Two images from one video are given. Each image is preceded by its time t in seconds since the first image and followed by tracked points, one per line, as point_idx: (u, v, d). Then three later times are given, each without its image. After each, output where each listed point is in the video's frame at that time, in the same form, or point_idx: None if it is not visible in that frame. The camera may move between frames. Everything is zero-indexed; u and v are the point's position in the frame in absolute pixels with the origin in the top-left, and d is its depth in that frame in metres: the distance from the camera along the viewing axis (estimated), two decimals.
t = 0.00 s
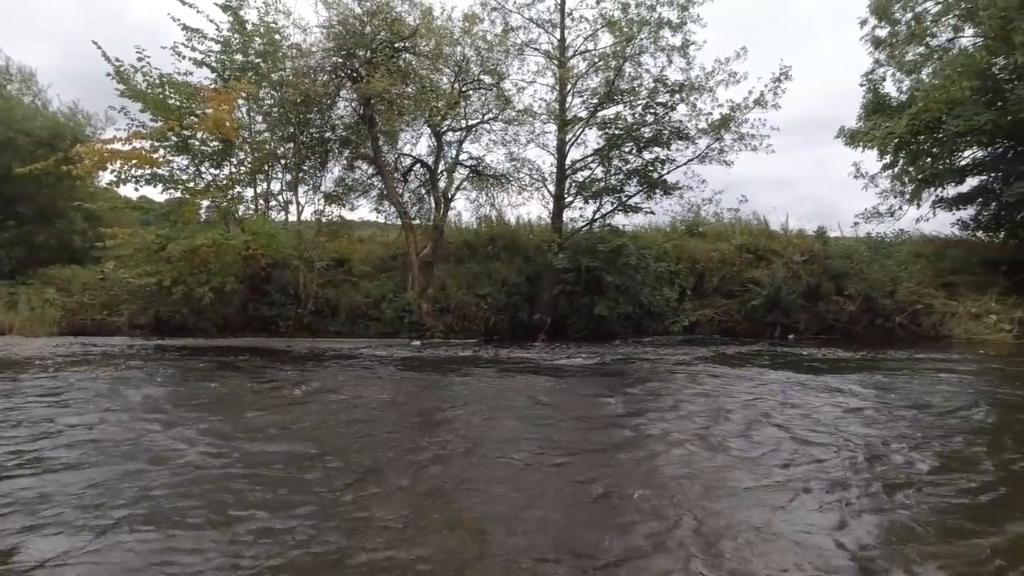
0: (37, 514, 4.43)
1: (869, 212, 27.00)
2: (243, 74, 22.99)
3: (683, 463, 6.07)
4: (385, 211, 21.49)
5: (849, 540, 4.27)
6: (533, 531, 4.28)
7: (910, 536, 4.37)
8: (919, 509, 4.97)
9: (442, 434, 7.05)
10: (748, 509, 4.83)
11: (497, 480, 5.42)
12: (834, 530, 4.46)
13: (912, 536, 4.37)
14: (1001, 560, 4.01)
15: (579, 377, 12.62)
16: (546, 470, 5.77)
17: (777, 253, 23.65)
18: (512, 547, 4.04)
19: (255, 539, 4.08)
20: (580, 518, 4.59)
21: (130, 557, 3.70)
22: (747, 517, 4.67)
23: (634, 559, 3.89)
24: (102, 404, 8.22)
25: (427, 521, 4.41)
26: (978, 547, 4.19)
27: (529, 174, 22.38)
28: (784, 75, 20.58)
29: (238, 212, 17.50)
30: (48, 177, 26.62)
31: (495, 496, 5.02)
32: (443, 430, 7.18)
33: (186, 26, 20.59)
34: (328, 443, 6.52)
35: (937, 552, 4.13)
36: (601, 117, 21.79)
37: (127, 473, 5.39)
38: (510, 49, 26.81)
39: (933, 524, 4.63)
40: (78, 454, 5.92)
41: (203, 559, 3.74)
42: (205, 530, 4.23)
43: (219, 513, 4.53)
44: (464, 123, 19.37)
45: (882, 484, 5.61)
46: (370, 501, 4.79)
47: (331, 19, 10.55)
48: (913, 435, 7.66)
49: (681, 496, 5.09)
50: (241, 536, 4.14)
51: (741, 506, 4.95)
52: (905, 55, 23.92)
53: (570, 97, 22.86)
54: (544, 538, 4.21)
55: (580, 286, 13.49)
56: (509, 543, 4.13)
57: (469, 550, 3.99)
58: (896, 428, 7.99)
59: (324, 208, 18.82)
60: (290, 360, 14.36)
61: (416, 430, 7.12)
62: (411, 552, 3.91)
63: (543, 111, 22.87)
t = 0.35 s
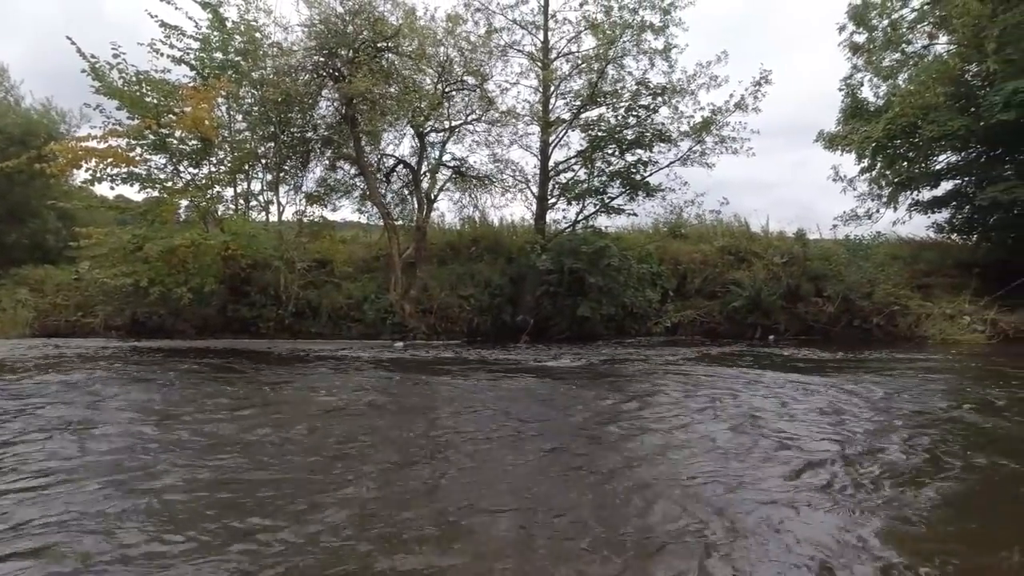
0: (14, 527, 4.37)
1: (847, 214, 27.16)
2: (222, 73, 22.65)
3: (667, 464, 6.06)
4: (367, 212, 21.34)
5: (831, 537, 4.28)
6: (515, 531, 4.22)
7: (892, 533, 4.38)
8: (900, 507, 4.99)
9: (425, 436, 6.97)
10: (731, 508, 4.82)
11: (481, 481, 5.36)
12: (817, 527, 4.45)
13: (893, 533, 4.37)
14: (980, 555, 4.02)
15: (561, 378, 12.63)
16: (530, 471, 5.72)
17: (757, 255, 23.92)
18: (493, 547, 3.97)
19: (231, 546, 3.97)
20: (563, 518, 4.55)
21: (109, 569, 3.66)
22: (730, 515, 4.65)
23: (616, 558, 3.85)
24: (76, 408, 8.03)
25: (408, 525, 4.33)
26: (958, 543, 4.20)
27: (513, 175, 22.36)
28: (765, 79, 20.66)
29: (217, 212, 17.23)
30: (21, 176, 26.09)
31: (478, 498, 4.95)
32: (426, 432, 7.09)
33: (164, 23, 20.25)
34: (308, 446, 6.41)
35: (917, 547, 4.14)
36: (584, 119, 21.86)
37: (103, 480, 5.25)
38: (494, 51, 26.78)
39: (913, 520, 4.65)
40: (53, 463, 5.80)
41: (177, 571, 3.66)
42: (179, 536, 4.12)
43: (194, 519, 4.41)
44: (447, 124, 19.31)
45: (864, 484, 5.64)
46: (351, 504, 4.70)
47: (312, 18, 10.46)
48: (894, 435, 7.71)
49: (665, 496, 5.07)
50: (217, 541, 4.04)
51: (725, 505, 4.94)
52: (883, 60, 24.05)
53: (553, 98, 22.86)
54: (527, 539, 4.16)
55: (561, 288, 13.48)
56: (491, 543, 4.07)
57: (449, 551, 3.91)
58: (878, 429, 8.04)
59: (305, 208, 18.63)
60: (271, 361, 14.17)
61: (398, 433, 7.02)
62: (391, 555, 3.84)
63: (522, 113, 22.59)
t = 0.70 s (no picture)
0: None
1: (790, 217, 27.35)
2: (161, 58, 21.47)
3: (622, 457, 6.11)
4: (316, 207, 20.66)
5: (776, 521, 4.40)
6: (468, 523, 4.16)
7: (833, 515, 4.53)
8: (840, 491, 5.19)
9: (379, 434, 6.80)
10: (682, 498, 4.91)
11: (435, 477, 5.26)
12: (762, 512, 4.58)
13: (833, 514, 4.53)
14: (931, 536, 4.14)
15: (517, 375, 12.54)
16: (485, 467, 5.66)
17: (706, 255, 24.50)
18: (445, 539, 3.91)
19: (170, 552, 3.78)
20: (519, 509, 4.51)
21: None
22: (680, 502, 4.73)
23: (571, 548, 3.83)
24: None
25: (360, 520, 4.22)
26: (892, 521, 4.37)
27: (467, 172, 22.08)
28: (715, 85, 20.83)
29: (154, 205, 16.29)
30: None
31: (432, 496, 4.86)
32: (379, 430, 6.93)
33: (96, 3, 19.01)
34: (256, 447, 6.17)
35: (869, 531, 4.24)
36: (539, 117, 21.82)
37: (32, 492, 4.83)
38: (449, 46, 26.43)
39: (853, 503, 4.83)
40: None
41: None
42: (115, 541, 3.91)
43: (133, 528, 4.09)
44: (400, 119, 18.86)
45: (807, 470, 5.82)
46: (301, 505, 4.55)
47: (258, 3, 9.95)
48: (837, 428, 7.98)
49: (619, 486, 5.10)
50: (157, 545, 3.85)
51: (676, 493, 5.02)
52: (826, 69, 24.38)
53: (508, 96, 22.70)
54: (481, 529, 4.11)
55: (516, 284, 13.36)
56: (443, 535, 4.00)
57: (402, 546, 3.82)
58: (823, 421, 8.29)
59: (251, 202, 17.86)
60: (214, 360, 13.50)
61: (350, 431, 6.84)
62: (348, 553, 3.65)
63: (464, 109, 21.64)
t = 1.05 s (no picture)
0: None
1: (684, 210, 27.57)
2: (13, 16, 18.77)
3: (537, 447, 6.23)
4: (204, 191, 19.10)
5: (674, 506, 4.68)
6: (383, 524, 4.10)
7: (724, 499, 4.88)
8: (731, 471, 5.59)
9: (285, 432, 6.50)
10: (596, 486, 5.08)
11: (347, 476, 5.13)
12: (662, 497, 4.87)
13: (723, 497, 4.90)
14: (813, 518, 4.57)
15: (424, 367, 12.31)
16: (398, 463, 5.58)
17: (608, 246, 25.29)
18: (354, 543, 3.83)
19: (54, 572, 3.47)
20: (431, 507, 4.51)
21: None
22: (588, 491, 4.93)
23: (480, 547, 3.88)
24: None
25: (264, 528, 4.04)
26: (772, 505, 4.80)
27: (370, 159, 21.22)
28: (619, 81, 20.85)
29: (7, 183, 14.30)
30: None
31: (348, 496, 4.69)
32: (285, 427, 6.61)
33: None
34: (146, 450, 5.72)
35: (763, 513, 4.62)
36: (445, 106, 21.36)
37: None
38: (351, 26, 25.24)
39: (741, 485, 5.23)
40: None
41: None
42: None
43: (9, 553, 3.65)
44: (297, 99, 17.71)
45: (705, 451, 6.23)
46: (200, 512, 4.31)
47: None
48: (732, 411, 8.55)
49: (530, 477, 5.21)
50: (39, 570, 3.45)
51: (585, 481, 5.21)
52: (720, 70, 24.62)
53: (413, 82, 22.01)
54: (392, 531, 4.06)
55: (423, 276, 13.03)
56: (352, 538, 3.92)
57: (308, 552, 3.70)
58: (720, 404, 8.82)
59: (127, 183, 16.15)
60: (85, 358, 12.13)
61: (254, 429, 6.48)
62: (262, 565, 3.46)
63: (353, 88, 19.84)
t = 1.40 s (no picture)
0: None
1: (600, 203, 27.65)
2: None
3: (467, 438, 6.28)
4: (93, 175, 17.48)
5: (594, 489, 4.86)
6: (305, 522, 4.02)
7: (641, 479, 5.12)
8: (649, 454, 5.89)
9: (202, 431, 6.18)
10: (520, 472, 5.19)
11: (268, 474, 4.95)
12: (583, 480, 5.05)
13: (639, 477, 5.14)
14: (723, 493, 4.91)
15: (342, 361, 11.97)
16: (325, 459, 5.46)
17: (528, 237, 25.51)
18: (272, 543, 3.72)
19: None
20: (356, 503, 4.44)
21: None
22: (513, 478, 5.02)
23: (403, 540, 3.88)
24: None
25: (175, 531, 3.85)
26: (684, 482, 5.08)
27: (282, 144, 20.17)
28: (538, 75, 20.73)
29: None
30: None
31: (266, 495, 4.54)
32: (202, 428, 6.29)
33: None
34: (38, 459, 5.28)
35: (675, 490, 4.91)
36: (362, 92, 20.62)
37: None
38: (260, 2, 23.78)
39: (658, 465, 5.51)
40: None
41: None
42: None
43: None
44: (199, 78, 16.51)
45: (627, 436, 6.52)
46: (102, 519, 4.05)
47: None
48: (651, 399, 8.95)
49: (459, 469, 5.25)
50: None
51: (511, 469, 5.32)
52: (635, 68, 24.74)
53: (327, 65, 21.05)
54: (313, 530, 3.97)
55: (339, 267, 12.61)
56: (270, 538, 3.81)
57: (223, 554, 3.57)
58: (641, 391, 9.19)
59: None
60: None
61: (160, 431, 6.10)
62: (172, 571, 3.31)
63: (253, 68, 18.40)
